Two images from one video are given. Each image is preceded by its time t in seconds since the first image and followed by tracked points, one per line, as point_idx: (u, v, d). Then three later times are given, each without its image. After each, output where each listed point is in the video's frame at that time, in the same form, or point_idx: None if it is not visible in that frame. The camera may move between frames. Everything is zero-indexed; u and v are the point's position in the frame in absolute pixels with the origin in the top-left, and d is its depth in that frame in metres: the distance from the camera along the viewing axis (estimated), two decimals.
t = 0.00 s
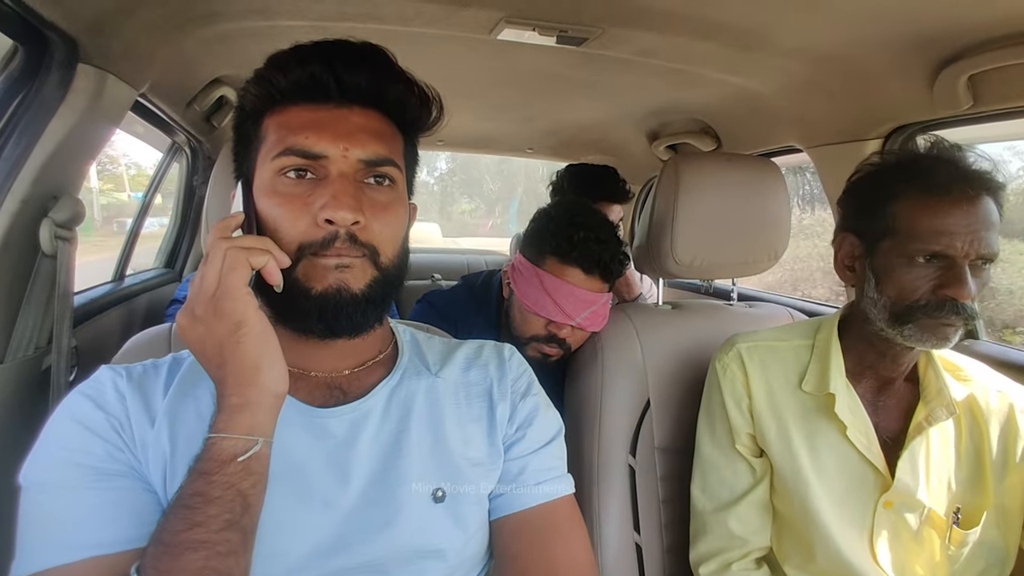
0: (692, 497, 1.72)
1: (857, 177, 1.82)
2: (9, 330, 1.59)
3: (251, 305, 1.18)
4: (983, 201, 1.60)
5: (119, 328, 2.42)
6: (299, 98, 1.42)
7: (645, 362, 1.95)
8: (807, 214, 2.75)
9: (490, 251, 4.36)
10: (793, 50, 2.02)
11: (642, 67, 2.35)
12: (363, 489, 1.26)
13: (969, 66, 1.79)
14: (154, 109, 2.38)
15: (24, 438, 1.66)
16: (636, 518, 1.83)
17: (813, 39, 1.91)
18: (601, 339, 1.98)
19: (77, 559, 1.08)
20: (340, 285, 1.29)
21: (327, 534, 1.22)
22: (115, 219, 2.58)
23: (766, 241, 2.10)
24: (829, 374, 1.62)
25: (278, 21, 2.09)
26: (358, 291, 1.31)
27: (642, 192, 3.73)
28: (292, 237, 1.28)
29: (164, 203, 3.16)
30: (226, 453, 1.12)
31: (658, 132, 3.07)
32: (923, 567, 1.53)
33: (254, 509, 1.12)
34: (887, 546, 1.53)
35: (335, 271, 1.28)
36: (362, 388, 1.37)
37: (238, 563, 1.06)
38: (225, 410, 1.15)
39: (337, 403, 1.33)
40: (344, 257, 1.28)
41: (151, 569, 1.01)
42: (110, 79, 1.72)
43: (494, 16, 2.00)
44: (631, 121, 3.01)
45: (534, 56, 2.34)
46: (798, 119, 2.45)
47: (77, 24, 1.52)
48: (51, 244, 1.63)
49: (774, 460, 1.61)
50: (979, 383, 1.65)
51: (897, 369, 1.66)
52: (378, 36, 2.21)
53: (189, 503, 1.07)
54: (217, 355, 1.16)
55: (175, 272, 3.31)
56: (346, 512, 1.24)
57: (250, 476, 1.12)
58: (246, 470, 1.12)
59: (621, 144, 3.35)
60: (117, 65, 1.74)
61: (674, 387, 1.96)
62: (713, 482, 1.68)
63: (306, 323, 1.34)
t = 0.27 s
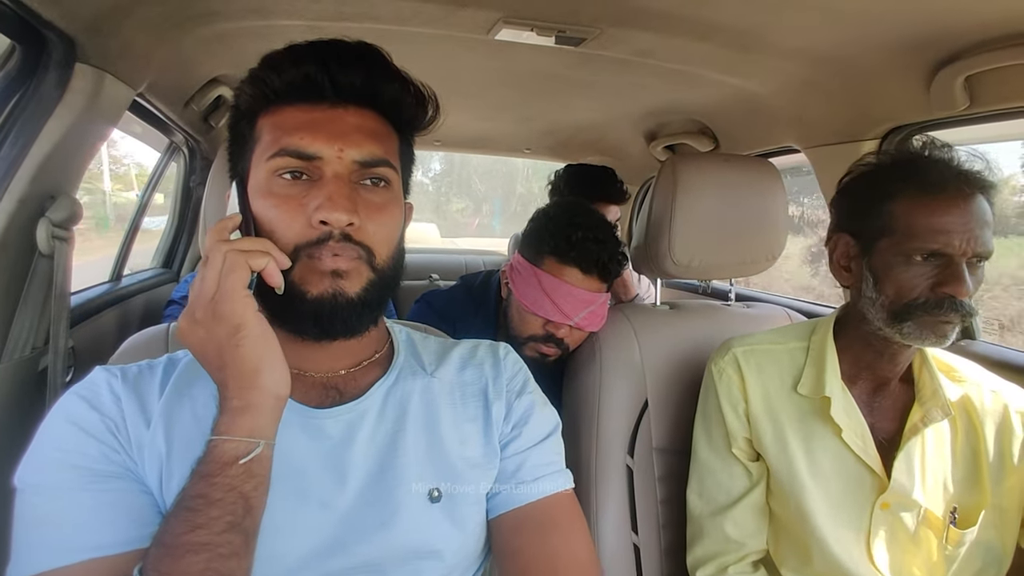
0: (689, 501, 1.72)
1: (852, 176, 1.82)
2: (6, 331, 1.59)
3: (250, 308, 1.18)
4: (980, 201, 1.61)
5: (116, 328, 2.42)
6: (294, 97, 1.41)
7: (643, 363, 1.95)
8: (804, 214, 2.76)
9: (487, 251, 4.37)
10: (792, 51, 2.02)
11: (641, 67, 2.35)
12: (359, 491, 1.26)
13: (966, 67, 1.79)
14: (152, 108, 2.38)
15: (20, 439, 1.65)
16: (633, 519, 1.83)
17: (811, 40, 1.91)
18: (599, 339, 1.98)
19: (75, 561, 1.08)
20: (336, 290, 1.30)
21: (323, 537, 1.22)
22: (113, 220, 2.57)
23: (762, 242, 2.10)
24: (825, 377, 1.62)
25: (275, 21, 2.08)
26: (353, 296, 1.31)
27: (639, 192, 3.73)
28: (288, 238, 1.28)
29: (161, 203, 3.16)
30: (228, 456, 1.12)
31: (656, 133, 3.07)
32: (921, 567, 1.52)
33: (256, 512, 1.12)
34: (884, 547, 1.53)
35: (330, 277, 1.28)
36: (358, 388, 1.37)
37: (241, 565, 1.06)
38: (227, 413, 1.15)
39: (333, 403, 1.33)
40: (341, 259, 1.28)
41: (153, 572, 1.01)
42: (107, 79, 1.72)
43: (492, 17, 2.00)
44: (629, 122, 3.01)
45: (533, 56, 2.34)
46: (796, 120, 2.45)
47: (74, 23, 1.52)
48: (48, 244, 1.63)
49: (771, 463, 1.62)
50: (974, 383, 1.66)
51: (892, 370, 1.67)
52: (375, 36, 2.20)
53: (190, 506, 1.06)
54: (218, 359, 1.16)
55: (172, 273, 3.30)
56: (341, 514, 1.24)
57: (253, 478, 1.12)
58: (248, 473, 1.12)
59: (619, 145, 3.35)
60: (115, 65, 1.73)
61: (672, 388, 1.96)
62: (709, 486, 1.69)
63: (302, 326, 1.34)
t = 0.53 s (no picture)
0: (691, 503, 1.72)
1: (857, 176, 1.82)
2: (6, 331, 1.59)
3: (249, 308, 1.17)
4: (987, 203, 1.60)
5: (116, 329, 2.42)
6: (295, 97, 1.41)
7: (643, 363, 1.95)
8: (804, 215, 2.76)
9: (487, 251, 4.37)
10: (791, 52, 2.02)
11: (641, 67, 2.35)
12: (360, 493, 1.26)
13: (964, 67, 1.80)
14: (151, 109, 2.38)
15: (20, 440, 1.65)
16: (634, 520, 1.83)
17: (811, 40, 1.91)
18: (599, 339, 1.98)
19: (75, 562, 1.08)
20: (338, 292, 1.30)
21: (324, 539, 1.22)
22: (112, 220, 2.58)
23: (763, 242, 2.10)
24: (830, 379, 1.62)
25: (275, 22, 2.09)
26: (356, 298, 1.32)
27: (639, 193, 3.73)
28: (291, 238, 1.28)
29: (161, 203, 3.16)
30: (225, 457, 1.11)
31: (655, 133, 3.08)
32: (923, 569, 1.53)
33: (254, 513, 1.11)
34: (886, 550, 1.53)
35: (332, 280, 1.28)
36: (360, 389, 1.37)
37: (239, 567, 1.06)
38: (225, 413, 1.15)
39: (335, 404, 1.33)
40: (342, 259, 1.28)
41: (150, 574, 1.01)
42: (107, 80, 1.72)
43: (492, 17, 2.00)
44: (629, 122, 3.01)
45: (533, 56, 2.34)
46: (796, 120, 2.45)
47: (74, 23, 1.51)
48: (48, 244, 1.63)
49: (774, 466, 1.61)
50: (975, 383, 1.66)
51: (895, 370, 1.67)
52: (375, 37, 2.21)
53: (188, 507, 1.06)
54: (216, 359, 1.16)
55: (172, 273, 3.31)
56: (343, 517, 1.23)
57: (250, 479, 1.12)
58: (245, 474, 1.12)
59: (619, 145, 3.35)
60: (115, 65, 1.74)
61: (672, 388, 1.96)
62: (712, 488, 1.69)
63: (303, 327, 1.33)
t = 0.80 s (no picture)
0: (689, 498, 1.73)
1: (864, 172, 1.81)
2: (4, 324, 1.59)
3: (240, 298, 1.17)
4: (996, 200, 1.62)
5: (115, 324, 2.42)
6: (289, 91, 1.41)
7: (641, 358, 1.95)
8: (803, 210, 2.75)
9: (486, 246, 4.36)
10: (789, 46, 2.02)
11: (639, 62, 2.35)
12: (359, 488, 1.26)
13: (964, 63, 1.79)
14: (149, 103, 2.38)
15: (19, 434, 1.65)
16: (632, 514, 1.84)
17: (810, 34, 1.91)
18: (597, 334, 1.98)
19: (72, 553, 1.08)
20: (333, 285, 1.29)
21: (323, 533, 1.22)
22: (111, 215, 2.58)
23: (762, 236, 2.10)
24: (828, 375, 1.62)
25: (273, 15, 2.08)
26: (351, 290, 1.31)
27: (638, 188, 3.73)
28: (286, 231, 1.28)
29: (159, 199, 3.15)
30: (218, 447, 1.12)
31: (654, 128, 3.07)
32: (920, 564, 1.53)
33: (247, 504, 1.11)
34: (884, 546, 1.54)
35: (328, 273, 1.27)
36: (359, 383, 1.38)
37: (233, 558, 1.06)
38: (219, 403, 1.15)
39: (334, 397, 1.34)
40: (338, 253, 1.28)
41: (144, 565, 1.01)
42: (106, 74, 1.71)
43: (490, 11, 1.99)
44: (627, 117, 3.01)
45: (531, 51, 2.34)
46: (794, 114, 2.45)
47: (71, 17, 1.51)
48: (47, 239, 1.62)
49: (772, 462, 1.62)
50: (972, 378, 1.66)
51: (894, 365, 1.67)
52: (373, 31, 2.20)
53: (182, 498, 1.06)
54: (210, 349, 1.16)
55: (170, 268, 3.31)
56: (341, 511, 1.23)
57: (244, 470, 1.12)
58: (239, 464, 1.12)
59: (617, 140, 3.35)
60: (113, 59, 1.73)
61: (671, 382, 1.96)
62: (710, 484, 1.69)
63: (300, 321, 1.33)
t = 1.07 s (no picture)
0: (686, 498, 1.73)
1: (868, 172, 1.81)
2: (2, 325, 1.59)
3: (233, 298, 1.17)
4: (1000, 204, 1.62)
5: (113, 324, 2.42)
6: (289, 91, 1.41)
7: (639, 359, 1.95)
8: (801, 209, 2.75)
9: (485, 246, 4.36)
10: (786, 46, 2.02)
11: (637, 62, 2.35)
12: (354, 489, 1.25)
13: (962, 62, 1.79)
14: (148, 103, 2.37)
15: (17, 435, 1.65)
16: (631, 513, 1.85)
17: (808, 34, 1.91)
18: (596, 335, 1.98)
19: (66, 554, 1.07)
20: (329, 290, 1.29)
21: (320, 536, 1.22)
22: (109, 215, 2.58)
23: (761, 237, 2.10)
24: (825, 375, 1.62)
25: (271, 16, 2.07)
26: (347, 296, 1.31)
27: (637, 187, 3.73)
28: (284, 233, 1.28)
29: (158, 198, 3.15)
30: (209, 449, 1.11)
31: (653, 128, 3.07)
32: (917, 563, 1.53)
33: (238, 505, 1.11)
34: (881, 545, 1.54)
35: (323, 278, 1.27)
36: (354, 381, 1.37)
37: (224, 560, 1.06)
38: (210, 405, 1.15)
39: (329, 395, 1.34)
40: (333, 258, 1.28)
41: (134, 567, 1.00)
42: (103, 75, 1.71)
43: (488, 11, 1.99)
44: (626, 117, 3.01)
45: (529, 51, 2.34)
46: (792, 114, 2.45)
47: (68, 17, 1.50)
48: (44, 240, 1.62)
49: (768, 463, 1.62)
50: (969, 378, 1.66)
51: (892, 366, 1.67)
52: (372, 31, 2.20)
53: (172, 500, 1.06)
54: (203, 351, 1.16)
55: (169, 269, 3.30)
56: (336, 512, 1.23)
57: (235, 471, 1.12)
58: (230, 466, 1.12)
59: (616, 140, 3.35)
60: (110, 60, 1.73)
61: (670, 382, 1.96)
62: (707, 484, 1.69)
63: (294, 324, 1.33)
